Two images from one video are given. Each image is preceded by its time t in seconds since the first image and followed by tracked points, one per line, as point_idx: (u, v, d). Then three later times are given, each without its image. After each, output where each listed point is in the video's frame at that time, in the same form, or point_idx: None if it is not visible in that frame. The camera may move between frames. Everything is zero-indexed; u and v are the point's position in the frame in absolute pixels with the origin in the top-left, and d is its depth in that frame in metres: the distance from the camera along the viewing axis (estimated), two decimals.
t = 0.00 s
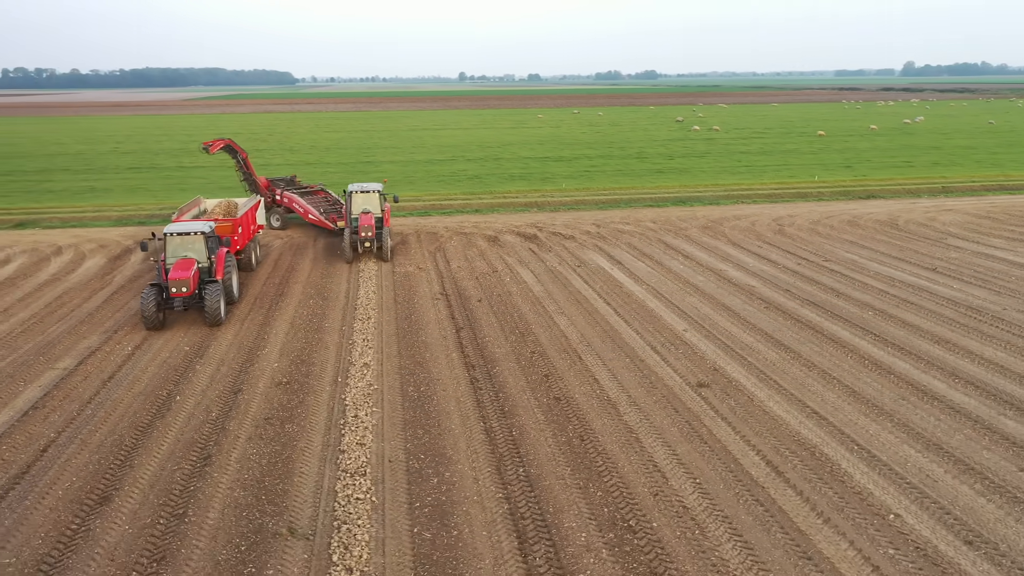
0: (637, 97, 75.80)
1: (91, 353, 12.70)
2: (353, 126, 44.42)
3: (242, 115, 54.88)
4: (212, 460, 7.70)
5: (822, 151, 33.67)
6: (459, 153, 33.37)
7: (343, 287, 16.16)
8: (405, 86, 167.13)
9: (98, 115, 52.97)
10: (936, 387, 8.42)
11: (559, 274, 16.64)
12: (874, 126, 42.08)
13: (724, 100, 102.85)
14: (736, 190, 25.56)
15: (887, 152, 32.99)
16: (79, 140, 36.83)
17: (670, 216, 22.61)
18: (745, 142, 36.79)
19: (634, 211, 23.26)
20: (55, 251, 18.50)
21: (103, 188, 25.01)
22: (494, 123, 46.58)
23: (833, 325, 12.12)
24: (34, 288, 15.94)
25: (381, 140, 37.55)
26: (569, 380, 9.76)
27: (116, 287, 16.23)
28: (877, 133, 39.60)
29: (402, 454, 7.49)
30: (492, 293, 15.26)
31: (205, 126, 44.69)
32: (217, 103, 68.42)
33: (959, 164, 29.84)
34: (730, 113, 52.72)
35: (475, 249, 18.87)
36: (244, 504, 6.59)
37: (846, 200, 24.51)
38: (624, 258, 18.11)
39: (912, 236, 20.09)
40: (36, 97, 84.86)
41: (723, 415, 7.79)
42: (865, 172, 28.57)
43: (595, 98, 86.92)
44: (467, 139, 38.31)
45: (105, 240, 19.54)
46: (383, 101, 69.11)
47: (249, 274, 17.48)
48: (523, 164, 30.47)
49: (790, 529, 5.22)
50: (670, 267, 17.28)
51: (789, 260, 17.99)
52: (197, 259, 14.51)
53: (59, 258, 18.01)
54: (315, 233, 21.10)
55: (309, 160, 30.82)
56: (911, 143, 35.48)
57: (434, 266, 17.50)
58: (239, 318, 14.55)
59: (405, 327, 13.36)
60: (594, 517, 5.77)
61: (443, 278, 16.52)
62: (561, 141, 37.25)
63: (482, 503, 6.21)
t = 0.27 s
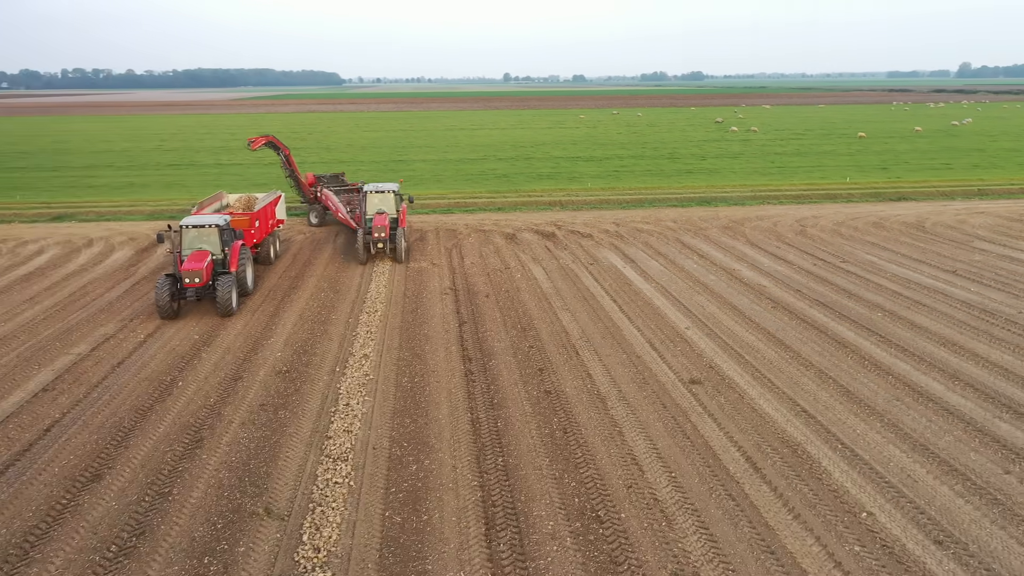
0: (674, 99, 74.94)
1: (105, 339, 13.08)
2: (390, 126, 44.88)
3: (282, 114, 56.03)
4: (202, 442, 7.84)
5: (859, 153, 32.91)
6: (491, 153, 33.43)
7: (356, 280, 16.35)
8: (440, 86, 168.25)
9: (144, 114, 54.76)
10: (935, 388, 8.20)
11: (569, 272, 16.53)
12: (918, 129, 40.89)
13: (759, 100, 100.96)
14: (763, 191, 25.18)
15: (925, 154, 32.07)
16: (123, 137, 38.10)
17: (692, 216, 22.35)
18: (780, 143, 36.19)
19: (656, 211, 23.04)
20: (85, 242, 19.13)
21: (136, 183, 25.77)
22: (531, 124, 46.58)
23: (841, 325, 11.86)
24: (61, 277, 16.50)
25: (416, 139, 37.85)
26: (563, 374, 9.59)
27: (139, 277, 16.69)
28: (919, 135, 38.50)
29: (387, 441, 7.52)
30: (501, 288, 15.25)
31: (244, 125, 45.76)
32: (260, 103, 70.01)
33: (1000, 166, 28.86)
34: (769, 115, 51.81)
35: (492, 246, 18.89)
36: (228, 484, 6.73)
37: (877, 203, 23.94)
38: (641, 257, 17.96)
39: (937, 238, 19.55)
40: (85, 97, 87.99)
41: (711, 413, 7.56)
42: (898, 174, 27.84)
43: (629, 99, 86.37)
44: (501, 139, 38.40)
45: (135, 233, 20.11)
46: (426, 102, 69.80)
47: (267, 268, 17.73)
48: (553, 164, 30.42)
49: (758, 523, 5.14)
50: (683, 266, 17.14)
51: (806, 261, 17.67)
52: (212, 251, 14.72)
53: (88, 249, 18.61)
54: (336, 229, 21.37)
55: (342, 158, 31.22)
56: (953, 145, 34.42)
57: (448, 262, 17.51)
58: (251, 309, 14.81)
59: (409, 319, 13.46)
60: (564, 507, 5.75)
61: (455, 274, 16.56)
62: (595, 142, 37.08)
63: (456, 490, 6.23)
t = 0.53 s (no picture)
0: (722, 101, 73.63)
1: (152, 327, 13.62)
2: (436, 126, 45.38)
3: (331, 114, 57.29)
4: (243, 427, 8.13)
5: (911, 155, 31.84)
6: (535, 153, 33.47)
7: (395, 275, 16.62)
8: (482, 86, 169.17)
9: (199, 113, 56.78)
10: (979, 392, 7.97)
11: (609, 271, 16.50)
12: (977, 131, 39.33)
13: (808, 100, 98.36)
14: (809, 193, 24.64)
15: (983, 157, 30.84)
16: (178, 135, 39.56)
17: (734, 216, 22.01)
18: (829, 146, 35.29)
19: (698, 211, 22.76)
20: (137, 235, 19.93)
21: (188, 179, 26.74)
22: (576, 125, 46.47)
23: (884, 327, 11.57)
24: (115, 267, 17.24)
25: (460, 139, 38.19)
26: (598, 369, 9.60)
27: (186, 269, 17.30)
28: (979, 137, 37.03)
29: (421, 431, 7.65)
30: (539, 285, 15.32)
31: (294, 125, 46.96)
32: (311, 103, 71.69)
33: None
34: (819, 117, 50.48)
35: (531, 244, 18.97)
36: (265, 468, 6.97)
37: (927, 206, 23.13)
38: (681, 257, 17.80)
39: (989, 242, 18.82)
40: (144, 98, 91.60)
41: (745, 411, 7.51)
42: (951, 177, 26.86)
43: (674, 101, 85.35)
44: (545, 139, 38.44)
45: (185, 226, 20.87)
46: (474, 103, 70.38)
47: (311, 262, 18.17)
48: (596, 164, 30.32)
49: (788, 521, 5.08)
50: (723, 265, 16.94)
51: (850, 263, 17.23)
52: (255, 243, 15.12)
53: (140, 241, 19.39)
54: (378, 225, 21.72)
55: (388, 156, 31.73)
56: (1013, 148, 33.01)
57: (488, 259, 17.63)
58: (293, 301, 15.21)
59: (447, 313, 13.65)
60: (593, 499, 5.74)
61: (494, 270, 16.70)
62: (640, 142, 36.79)
63: (487, 480, 6.30)
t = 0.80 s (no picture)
0: (766, 100, 72.21)
1: (202, 316, 14.09)
2: (477, 125, 45.70)
3: (373, 113, 58.21)
4: (291, 412, 8.35)
5: (962, 155, 30.79)
6: (576, 151, 33.43)
7: (437, 269, 16.83)
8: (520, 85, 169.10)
9: (246, 111, 58.36)
10: None
11: (652, 266, 16.44)
12: None
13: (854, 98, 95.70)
14: (855, 192, 24.05)
15: None
16: (226, 133, 40.74)
17: (778, 214, 21.62)
18: (876, 145, 34.36)
19: (742, 209, 22.44)
20: (188, 228, 20.62)
21: (236, 175, 27.54)
22: (617, 123, 46.24)
23: (934, 325, 11.28)
24: (166, 259, 17.86)
25: (501, 138, 38.35)
26: (642, 363, 9.61)
27: (234, 261, 17.83)
28: None
29: (466, 419, 7.77)
30: (581, 280, 15.35)
31: (337, 123, 47.86)
32: (354, 103, 72.91)
33: None
34: (867, 116, 49.17)
35: (573, 239, 18.98)
36: (315, 451, 7.02)
37: (979, 205, 22.35)
38: (724, 253, 17.59)
39: None
40: (193, 98, 94.48)
41: (792, 405, 7.48)
42: (1007, 177, 25.89)
43: (716, 99, 83.99)
44: (586, 138, 38.35)
45: (233, 220, 21.50)
46: (515, 102, 70.57)
47: (356, 255, 18.54)
48: (637, 162, 30.13)
49: (838, 514, 5.02)
50: (767, 262, 16.70)
51: (899, 261, 16.78)
52: (302, 236, 15.51)
53: (190, 234, 20.05)
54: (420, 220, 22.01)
55: (429, 154, 32.12)
56: None
57: (530, 254, 17.73)
58: (337, 293, 15.54)
59: (489, 306, 13.80)
60: (638, 489, 5.73)
61: (536, 265, 16.79)
62: (683, 141, 36.41)
63: (532, 467, 6.34)
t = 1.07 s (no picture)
0: (801, 99, 70.95)
1: (237, 307, 14.41)
2: (507, 123, 45.82)
3: (403, 112, 58.81)
4: (325, 400, 8.48)
5: (1003, 154, 29.93)
6: (606, 149, 33.34)
7: (468, 265, 16.94)
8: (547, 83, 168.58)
9: (280, 111, 59.47)
10: None
11: (683, 262, 16.35)
12: None
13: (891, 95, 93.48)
14: (890, 190, 23.56)
15: None
16: (259, 131, 41.51)
17: (811, 212, 21.29)
18: (913, 144, 33.60)
19: (774, 206, 22.15)
20: (223, 222, 21.09)
21: (269, 172, 28.08)
22: (647, 122, 45.90)
23: (972, 323, 11.03)
24: (202, 252, 18.31)
25: (531, 136, 38.40)
26: (673, 357, 9.59)
27: (267, 255, 18.19)
28: None
29: (497, 409, 7.77)
30: (612, 276, 15.32)
31: (368, 121, 48.42)
32: (386, 102, 73.69)
33: None
34: (903, 115, 48.09)
35: (604, 236, 18.95)
36: (348, 437, 7.12)
37: (1020, 203, 21.70)
38: (757, 251, 17.39)
39: None
40: (227, 97, 96.45)
41: (826, 400, 7.42)
42: None
43: (749, 98, 82.77)
44: (616, 136, 38.19)
45: (266, 215, 21.93)
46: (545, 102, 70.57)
47: (386, 249, 18.76)
48: (668, 160, 29.92)
49: (873, 508, 4.96)
50: (800, 260, 16.47)
51: (936, 260, 16.40)
52: (335, 229, 15.75)
53: (226, 228, 20.51)
54: (451, 216, 22.18)
55: (459, 152, 32.30)
56: None
57: (560, 250, 17.75)
58: (368, 286, 15.75)
59: (520, 300, 13.85)
60: (670, 479, 5.70)
61: (566, 260, 16.81)
62: (714, 140, 36.04)
63: (563, 457, 6.30)
